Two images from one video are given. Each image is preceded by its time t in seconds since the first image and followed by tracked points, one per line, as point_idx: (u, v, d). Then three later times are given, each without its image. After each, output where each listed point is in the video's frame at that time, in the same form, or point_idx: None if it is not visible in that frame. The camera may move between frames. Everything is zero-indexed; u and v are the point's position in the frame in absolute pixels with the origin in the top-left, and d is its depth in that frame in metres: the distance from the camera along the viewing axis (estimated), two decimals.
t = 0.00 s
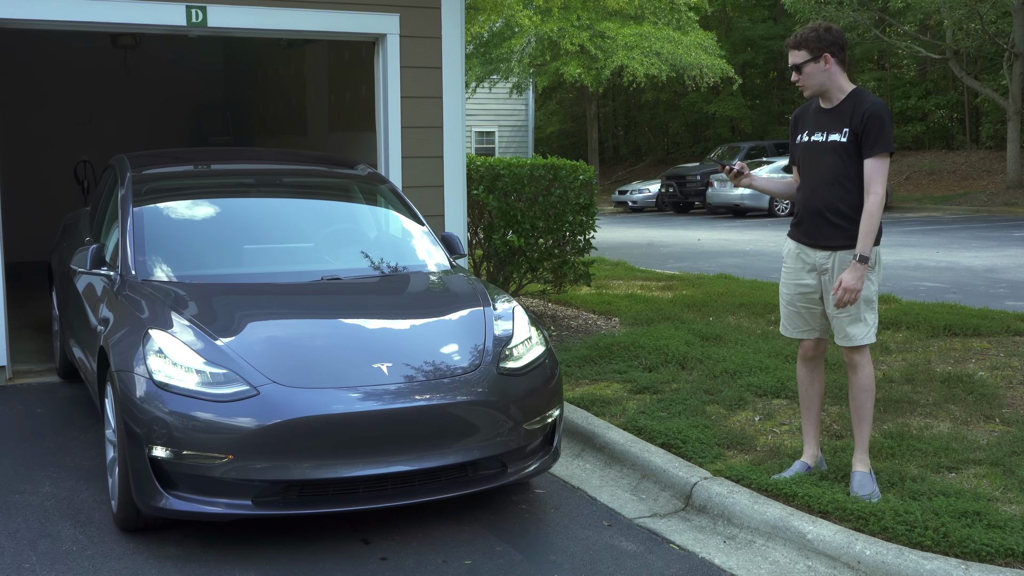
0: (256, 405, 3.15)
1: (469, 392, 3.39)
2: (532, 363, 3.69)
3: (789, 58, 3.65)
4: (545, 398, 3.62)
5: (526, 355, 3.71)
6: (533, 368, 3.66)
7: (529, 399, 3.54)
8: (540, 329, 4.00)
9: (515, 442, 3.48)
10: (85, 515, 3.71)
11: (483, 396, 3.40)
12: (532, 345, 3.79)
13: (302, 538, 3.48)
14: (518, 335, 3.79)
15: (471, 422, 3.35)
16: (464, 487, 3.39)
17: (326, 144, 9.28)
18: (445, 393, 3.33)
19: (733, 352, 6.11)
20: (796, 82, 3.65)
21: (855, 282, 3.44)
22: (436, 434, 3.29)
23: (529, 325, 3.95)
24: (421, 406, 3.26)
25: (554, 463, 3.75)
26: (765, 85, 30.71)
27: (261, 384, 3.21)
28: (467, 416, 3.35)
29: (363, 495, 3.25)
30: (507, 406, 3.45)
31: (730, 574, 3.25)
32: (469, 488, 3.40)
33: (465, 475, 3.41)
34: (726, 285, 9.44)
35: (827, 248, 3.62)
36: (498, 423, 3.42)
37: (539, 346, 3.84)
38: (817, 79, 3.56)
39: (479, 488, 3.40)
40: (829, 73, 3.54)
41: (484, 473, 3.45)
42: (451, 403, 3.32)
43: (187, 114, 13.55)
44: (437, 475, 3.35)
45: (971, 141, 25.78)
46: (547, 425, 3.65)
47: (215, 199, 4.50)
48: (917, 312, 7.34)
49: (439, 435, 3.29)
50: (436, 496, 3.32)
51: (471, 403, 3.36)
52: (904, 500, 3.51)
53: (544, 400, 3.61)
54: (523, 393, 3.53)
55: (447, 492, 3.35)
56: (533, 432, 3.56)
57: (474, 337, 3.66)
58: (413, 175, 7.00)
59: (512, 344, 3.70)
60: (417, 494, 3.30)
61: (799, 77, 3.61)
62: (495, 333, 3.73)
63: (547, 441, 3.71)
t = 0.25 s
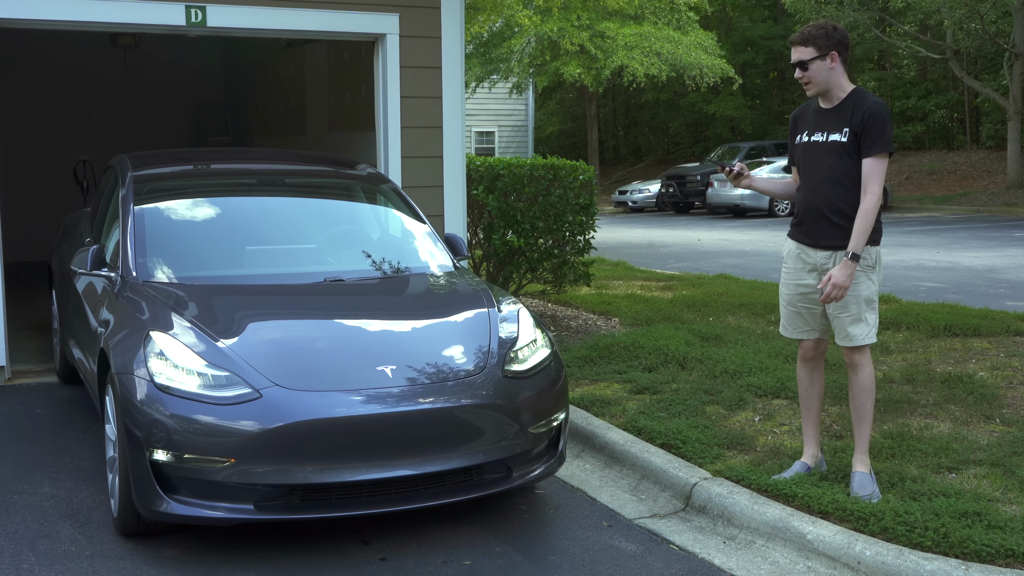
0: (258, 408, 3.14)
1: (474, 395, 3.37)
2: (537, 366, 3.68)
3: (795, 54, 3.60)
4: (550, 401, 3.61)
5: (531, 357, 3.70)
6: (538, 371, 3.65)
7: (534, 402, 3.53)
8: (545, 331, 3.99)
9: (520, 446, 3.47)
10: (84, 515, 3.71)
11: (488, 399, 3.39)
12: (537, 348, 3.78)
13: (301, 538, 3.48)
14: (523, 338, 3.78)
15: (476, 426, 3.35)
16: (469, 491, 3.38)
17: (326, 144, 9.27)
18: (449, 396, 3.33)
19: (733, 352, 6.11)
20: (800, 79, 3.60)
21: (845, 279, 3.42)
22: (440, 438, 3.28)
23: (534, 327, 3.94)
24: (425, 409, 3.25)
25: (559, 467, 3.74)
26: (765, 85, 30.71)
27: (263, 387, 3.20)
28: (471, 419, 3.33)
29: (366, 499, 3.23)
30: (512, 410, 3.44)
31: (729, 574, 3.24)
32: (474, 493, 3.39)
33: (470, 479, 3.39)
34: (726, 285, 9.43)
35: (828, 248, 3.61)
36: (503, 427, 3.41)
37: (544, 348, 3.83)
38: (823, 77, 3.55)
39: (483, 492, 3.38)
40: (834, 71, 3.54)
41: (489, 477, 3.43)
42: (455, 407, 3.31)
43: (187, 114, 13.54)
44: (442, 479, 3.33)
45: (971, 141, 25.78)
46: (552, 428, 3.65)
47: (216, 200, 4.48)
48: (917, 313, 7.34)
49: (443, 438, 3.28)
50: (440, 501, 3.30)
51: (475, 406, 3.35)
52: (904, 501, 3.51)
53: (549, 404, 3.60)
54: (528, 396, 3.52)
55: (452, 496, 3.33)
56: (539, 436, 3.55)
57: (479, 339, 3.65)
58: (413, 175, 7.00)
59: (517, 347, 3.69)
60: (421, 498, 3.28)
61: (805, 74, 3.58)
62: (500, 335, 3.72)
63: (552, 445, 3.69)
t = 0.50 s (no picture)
0: (263, 412, 3.09)
1: (482, 399, 3.33)
2: (545, 369, 3.64)
3: (819, 43, 3.54)
4: (558, 405, 3.57)
5: (539, 361, 3.66)
6: (545, 375, 3.61)
7: (542, 406, 3.49)
8: (554, 334, 3.95)
9: (529, 451, 3.43)
10: (83, 515, 3.71)
11: (495, 403, 3.35)
12: (545, 351, 3.75)
13: (300, 539, 3.47)
14: (531, 341, 3.74)
15: (485, 431, 3.30)
16: (477, 497, 3.33)
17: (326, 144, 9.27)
18: (456, 400, 3.28)
19: (733, 352, 6.11)
20: (826, 68, 3.52)
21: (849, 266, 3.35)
22: (448, 443, 3.23)
23: (543, 330, 3.91)
24: (433, 413, 3.20)
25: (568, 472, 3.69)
26: (765, 85, 30.71)
27: (269, 391, 3.15)
28: (479, 424, 3.29)
29: (373, 505, 3.18)
30: (521, 414, 3.40)
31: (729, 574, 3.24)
32: (482, 498, 3.34)
33: (477, 484, 3.35)
34: (726, 285, 9.43)
35: (829, 247, 3.61)
36: (511, 432, 3.37)
37: (553, 352, 3.79)
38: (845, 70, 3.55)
39: (492, 498, 3.34)
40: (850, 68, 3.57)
41: (496, 483, 3.39)
42: (462, 411, 3.26)
43: (186, 114, 13.53)
44: (449, 484, 3.29)
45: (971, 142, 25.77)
46: (561, 432, 3.60)
47: (219, 202, 4.46)
48: (917, 312, 7.34)
49: (451, 443, 3.23)
50: (447, 506, 3.26)
51: (482, 410, 3.31)
52: (904, 501, 3.50)
53: (557, 408, 3.56)
54: (536, 400, 3.48)
55: (460, 502, 3.28)
56: (547, 441, 3.51)
57: (487, 342, 3.61)
58: (413, 174, 7.00)
59: (525, 350, 3.65)
60: (429, 504, 3.24)
61: (835, 63, 3.53)
62: (509, 338, 3.68)
63: (560, 450, 3.65)
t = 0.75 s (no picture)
0: (269, 421, 2.95)
1: (493, 406, 3.18)
2: (558, 375, 3.48)
3: (823, 42, 3.54)
4: (572, 412, 3.42)
5: (551, 367, 3.50)
6: (558, 381, 3.45)
7: (555, 413, 3.33)
8: (566, 339, 3.79)
9: (540, 459, 3.27)
10: (82, 515, 3.70)
11: (507, 409, 3.20)
12: (557, 356, 3.59)
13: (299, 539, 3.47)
14: (543, 346, 3.58)
15: (497, 439, 3.15)
16: (490, 507, 3.18)
17: (325, 143, 9.26)
18: (467, 408, 3.13)
19: (732, 352, 6.10)
20: (829, 68, 3.52)
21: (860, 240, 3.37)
22: (459, 451, 3.08)
23: (554, 335, 3.75)
24: (444, 421, 3.05)
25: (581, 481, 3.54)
26: (764, 85, 30.71)
27: (274, 399, 3.00)
28: (490, 431, 3.13)
29: (382, 517, 3.03)
30: (533, 421, 3.25)
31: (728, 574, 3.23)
32: (495, 508, 3.19)
33: (489, 494, 3.19)
34: (725, 285, 9.43)
35: (829, 247, 3.60)
36: (524, 439, 3.22)
37: (565, 357, 3.63)
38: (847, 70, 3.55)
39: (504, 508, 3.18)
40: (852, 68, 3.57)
41: (509, 492, 3.24)
42: (474, 419, 3.12)
43: (186, 114, 13.53)
44: (460, 494, 3.13)
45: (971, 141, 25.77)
46: (574, 440, 3.45)
47: (221, 203, 4.32)
48: (916, 312, 7.33)
49: (463, 452, 3.08)
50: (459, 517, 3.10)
51: (495, 418, 3.16)
52: (903, 501, 3.50)
53: (570, 414, 3.40)
54: (549, 406, 3.32)
55: (472, 513, 3.13)
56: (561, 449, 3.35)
57: (498, 347, 3.46)
58: (413, 174, 7.01)
59: (537, 355, 3.49)
60: (439, 515, 3.08)
61: (838, 63, 3.52)
62: (520, 342, 3.53)
63: (574, 457, 3.50)
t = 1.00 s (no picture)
0: (273, 426, 2.89)
1: (499, 411, 3.11)
2: (565, 380, 3.40)
3: (823, 42, 3.55)
4: (580, 417, 3.34)
5: (559, 372, 3.42)
6: (566, 385, 3.38)
7: (563, 418, 3.26)
8: (574, 343, 3.71)
9: (548, 465, 3.19)
10: (81, 515, 3.71)
11: (515, 414, 3.13)
12: (566, 361, 3.51)
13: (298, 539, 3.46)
14: (551, 350, 3.50)
15: (504, 445, 3.08)
16: (497, 515, 3.11)
17: (325, 144, 9.26)
18: (473, 413, 3.06)
19: (732, 352, 6.10)
20: (830, 68, 3.52)
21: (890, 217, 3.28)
22: (466, 458, 3.01)
23: (562, 338, 3.67)
24: (450, 427, 2.99)
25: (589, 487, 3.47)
26: (764, 85, 30.71)
27: (278, 405, 2.94)
28: (497, 437, 3.06)
29: (388, 524, 2.96)
30: (541, 427, 3.18)
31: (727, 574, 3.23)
32: (503, 516, 3.12)
33: (496, 501, 3.13)
34: (725, 285, 9.43)
35: (830, 247, 3.60)
36: (532, 445, 3.15)
37: (573, 361, 3.54)
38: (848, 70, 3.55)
39: (512, 516, 3.11)
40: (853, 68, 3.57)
41: (517, 499, 3.17)
42: (482, 424, 3.05)
43: (186, 115, 13.53)
44: (467, 501, 3.07)
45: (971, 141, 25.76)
46: (582, 446, 3.37)
47: (223, 203, 4.23)
48: (916, 312, 7.32)
49: (470, 457, 3.01)
50: (466, 525, 3.04)
51: (502, 424, 3.09)
52: (903, 501, 3.50)
53: (578, 419, 3.33)
54: (557, 411, 3.25)
55: (479, 521, 3.06)
56: (569, 454, 3.28)
57: (505, 350, 3.39)
58: (414, 174, 7.01)
59: (545, 360, 3.41)
60: (446, 523, 3.02)
61: (839, 63, 3.52)
62: (527, 346, 3.45)
63: (583, 464, 3.42)
